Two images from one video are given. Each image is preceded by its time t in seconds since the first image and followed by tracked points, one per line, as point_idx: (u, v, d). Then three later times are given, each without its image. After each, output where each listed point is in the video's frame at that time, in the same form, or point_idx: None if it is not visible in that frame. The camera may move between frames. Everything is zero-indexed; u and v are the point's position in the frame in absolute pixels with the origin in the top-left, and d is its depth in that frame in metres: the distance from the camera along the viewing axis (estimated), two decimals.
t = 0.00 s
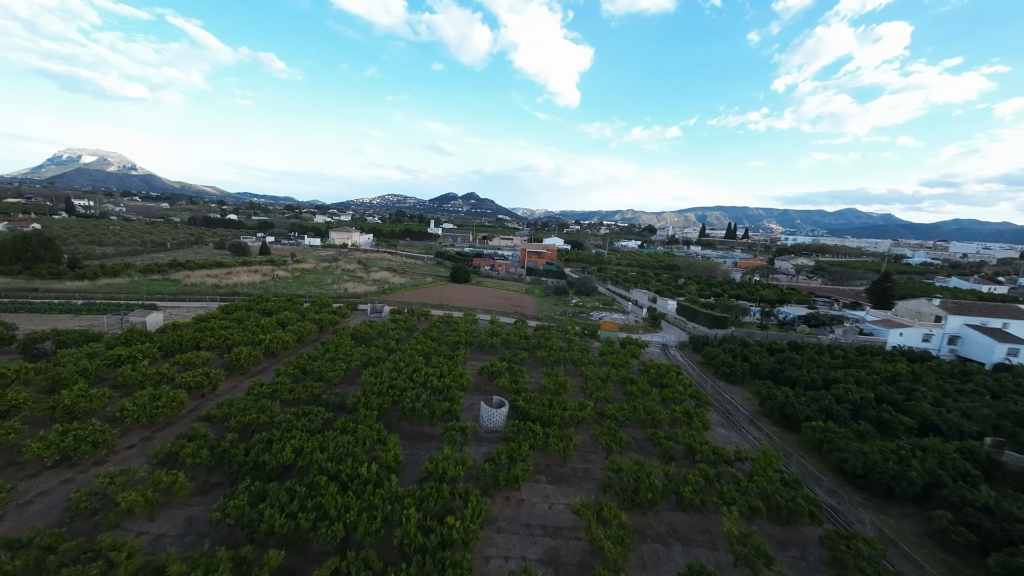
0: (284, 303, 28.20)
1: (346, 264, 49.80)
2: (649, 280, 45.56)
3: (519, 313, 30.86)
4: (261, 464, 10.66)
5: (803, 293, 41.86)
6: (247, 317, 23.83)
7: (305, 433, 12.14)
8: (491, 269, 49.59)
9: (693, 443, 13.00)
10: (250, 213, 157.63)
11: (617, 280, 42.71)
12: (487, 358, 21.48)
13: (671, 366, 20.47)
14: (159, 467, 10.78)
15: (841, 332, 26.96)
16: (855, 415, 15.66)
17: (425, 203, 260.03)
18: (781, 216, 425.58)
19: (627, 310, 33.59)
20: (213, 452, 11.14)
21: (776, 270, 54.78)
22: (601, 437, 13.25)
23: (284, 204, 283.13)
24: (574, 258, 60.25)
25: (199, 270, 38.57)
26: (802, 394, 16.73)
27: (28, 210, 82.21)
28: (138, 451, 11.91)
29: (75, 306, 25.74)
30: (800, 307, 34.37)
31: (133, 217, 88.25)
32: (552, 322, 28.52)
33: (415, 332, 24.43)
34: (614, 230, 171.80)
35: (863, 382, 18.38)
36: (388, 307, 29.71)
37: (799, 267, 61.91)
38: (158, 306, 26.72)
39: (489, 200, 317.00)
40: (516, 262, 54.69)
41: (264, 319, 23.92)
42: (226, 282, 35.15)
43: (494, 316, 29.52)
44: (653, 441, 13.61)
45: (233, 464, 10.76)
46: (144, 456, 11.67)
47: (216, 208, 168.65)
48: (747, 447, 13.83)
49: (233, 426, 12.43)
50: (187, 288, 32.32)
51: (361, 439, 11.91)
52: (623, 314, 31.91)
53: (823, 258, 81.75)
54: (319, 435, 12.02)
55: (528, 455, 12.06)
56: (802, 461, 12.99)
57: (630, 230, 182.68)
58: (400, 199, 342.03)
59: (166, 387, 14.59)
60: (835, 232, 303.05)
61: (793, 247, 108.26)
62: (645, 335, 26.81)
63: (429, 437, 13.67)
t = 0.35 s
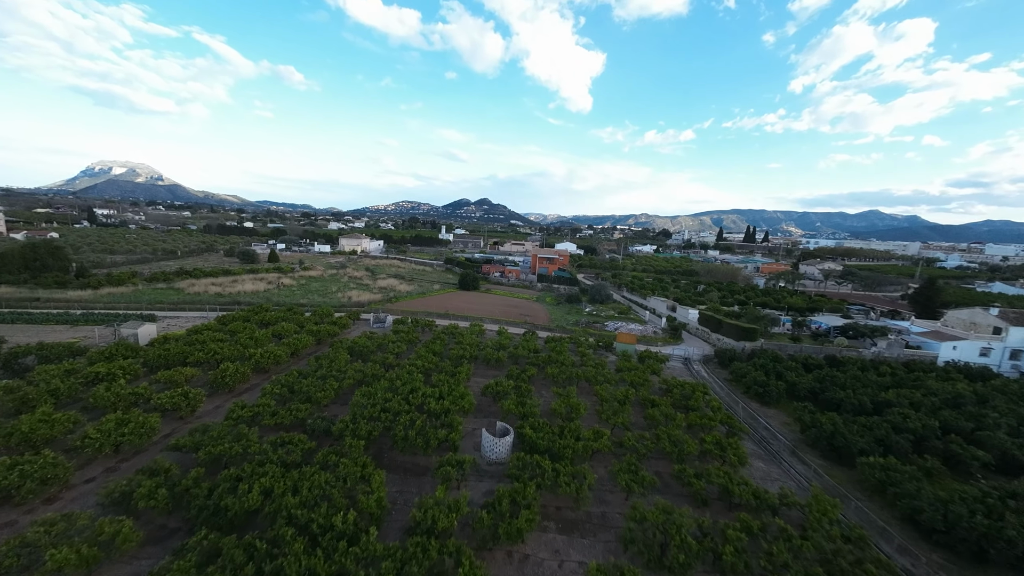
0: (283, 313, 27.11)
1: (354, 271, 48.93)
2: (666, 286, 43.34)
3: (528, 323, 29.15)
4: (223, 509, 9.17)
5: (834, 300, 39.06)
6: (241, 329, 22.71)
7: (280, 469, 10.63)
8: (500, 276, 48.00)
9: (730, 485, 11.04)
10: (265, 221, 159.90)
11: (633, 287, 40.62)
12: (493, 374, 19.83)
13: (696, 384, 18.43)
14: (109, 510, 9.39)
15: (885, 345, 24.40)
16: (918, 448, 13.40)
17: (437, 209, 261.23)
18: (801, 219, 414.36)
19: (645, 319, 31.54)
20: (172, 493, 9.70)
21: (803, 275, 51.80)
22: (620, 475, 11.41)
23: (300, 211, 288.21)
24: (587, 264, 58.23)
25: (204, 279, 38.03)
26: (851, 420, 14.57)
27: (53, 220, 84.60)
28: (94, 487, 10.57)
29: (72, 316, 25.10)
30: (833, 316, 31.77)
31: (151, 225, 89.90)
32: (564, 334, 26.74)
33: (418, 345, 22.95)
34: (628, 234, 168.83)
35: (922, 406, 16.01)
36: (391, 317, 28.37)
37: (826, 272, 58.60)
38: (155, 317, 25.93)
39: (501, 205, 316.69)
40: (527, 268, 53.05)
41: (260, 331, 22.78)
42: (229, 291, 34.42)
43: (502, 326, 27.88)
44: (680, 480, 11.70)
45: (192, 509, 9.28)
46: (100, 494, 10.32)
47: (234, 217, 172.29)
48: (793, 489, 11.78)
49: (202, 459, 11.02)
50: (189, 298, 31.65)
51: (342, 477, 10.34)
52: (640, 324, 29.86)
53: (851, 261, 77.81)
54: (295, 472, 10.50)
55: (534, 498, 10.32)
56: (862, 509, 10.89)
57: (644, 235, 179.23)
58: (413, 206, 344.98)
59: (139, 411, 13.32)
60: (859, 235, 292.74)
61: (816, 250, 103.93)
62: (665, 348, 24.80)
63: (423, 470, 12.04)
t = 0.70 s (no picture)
0: (277, 322, 25.84)
1: (357, 277, 47.79)
2: (680, 292, 41.28)
3: (535, 332, 27.48)
4: (164, 570, 7.67)
5: (861, 307, 36.56)
6: (230, 340, 21.47)
7: (241, 514, 9.12)
8: (506, 281, 46.43)
9: (774, 539, 9.17)
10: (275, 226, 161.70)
11: (645, 292, 38.68)
12: (495, 391, 18.21)
13: (722, 404, 16.52)
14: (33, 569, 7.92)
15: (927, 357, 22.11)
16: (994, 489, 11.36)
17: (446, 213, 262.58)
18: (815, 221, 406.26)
19: (659, 328, 29.62)
20: (110, 546, 8.23)
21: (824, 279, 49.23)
22: (640, 523, 9.62)
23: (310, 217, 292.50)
24: (596, 268, 56.33)
25: (203, 286, 37.16)
26: (906, 451, 12.64)
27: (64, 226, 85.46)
28: (30, 534, 9.16)
29: (60, 326, 24.18)
30: (863, 325, 29.47)
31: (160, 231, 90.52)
32: (572, 345, 25.02)
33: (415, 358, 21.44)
34: (638, 237, 166.34)
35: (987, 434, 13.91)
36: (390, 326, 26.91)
37: (848, 275, 55.89)
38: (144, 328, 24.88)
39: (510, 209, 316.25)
40: (534, 273, 51.41)
41: (249, 342, 21.50)
42: (226, 298, 33.39)
43: (506, 336, 26.28)
44: (712, 529, 9.88)
45: (129, 567, 7.78)
46: (32, 544, 8.88)
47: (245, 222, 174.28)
48: (848, 543, 9.91)
49: (154, 501, 9.56)
50: (184, 306, 30.66)
51: (311, 528, 8.79)
52: (655, 333, 27.93)
53: (872, 264, 74.71)
54: (257, 519, 8.96)
55: (538, 555, 8.58)
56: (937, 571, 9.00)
57: (654, 237, 176.64)
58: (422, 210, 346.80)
59: (98, 437, 11.95)
60: (876, 236, 285.06)
61: (835, 252, 100.43)
62: (682, 361, 22.93)
63: (410, 513, 10.42)
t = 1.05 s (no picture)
0: (266, 332, 24.47)
1: (357, 282, 46.49)
2: (692, 298, 39.37)
3: (539, 342, 25.82)
4: None
5: (888, 313, 34.35)
6: (212, 353, 20.09)
7: None
8: (510, 286, 44.81)
9: None
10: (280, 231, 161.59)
11: (656, 298, 36.84)
12: (494, 412, 16.58)
13: (748, 428, 14.72)
14: None
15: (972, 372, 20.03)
16: None
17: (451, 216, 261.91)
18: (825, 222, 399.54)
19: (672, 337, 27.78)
20: None
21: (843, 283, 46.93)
22: None
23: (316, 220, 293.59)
24: (603, 272, 54.47)
25: (197, 292, 36.02)
26: (973, 491, 10.80)
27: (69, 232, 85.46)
28: None
29: (39, 336, 23.01)
30: (893, 334, 27.32)
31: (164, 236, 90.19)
32: (579, 357, 23.31)
33: (409, 373, 19.89)
34: (645, 240, 163.97)
35: None
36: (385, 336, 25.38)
37: (869, 279, 53.45)
38: (127, 339, 23.64)
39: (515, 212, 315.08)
40: (539, 278, 49.72)
41: (232, 355, 20.10)
42: (219, 305, 32.17)
43: (509, 346, 24.65)
44: None
45: None
46: None
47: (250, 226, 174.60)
48: None
49: (83, 558, 8.05)
50: (173, 313, 29.46)
51: None
52: (668, 343, 26.08)
53: (892, 267, 71.87)
54: None
55: None
56: None
57: (661, 240, 174.13)
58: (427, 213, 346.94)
59: (40, 472, 10.53)
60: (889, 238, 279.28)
61: (850, 254, 97.45)
62: (699, 375, 21.14)
63: (387, 569, 8.82)
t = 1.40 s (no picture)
0: (253, 341, 23.04)
1: (355, 287, 45.12)
2: (703, 303, 37.56)
3: (542, 352, 24.15)
4: None
5: (914, 320, 32.30)
6: (189, 366, 18.63)
7: None
8: (513, 291, 43.17)
9: None
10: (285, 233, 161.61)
11: (665, 303, 35.05)
12: (492, 435, 14.96)
13: (780, 458, 12.96)
14: None
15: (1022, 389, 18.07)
16: None
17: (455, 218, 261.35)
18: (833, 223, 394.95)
19: (684, 347, 26.00)
20: None
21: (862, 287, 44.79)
22: None
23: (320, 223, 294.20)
24: (609, 275, 52.68)
25: (188, 297, 34.76)
26: None
27: (69, 235, 85.04)
28: None
29: (13, 346, 21.72)
30: (925, 344, 25.34)
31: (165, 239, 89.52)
32: (585, 370, 21.64)
33: (401, 390, 18.35)
34: (650, 241, 161.84)
35: None
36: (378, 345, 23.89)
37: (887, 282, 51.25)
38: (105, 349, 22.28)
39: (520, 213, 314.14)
40: (543, 282, 48.06)
41: (211, 369, 18.62)
42: (208, 311, 30.84)
43: (510, 357, 23.03)
44: None
45: None
46: None
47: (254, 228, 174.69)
48: None
49: None
50: (160, 320, 28.15)
51: None
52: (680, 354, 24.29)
53: (909, 269, 69.39)
54: None
55: None
56: None
57: (667, 241, 171.90)
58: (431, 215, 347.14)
59: None
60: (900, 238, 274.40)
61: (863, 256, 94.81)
62: (717, 391, 19.34)
63: None
